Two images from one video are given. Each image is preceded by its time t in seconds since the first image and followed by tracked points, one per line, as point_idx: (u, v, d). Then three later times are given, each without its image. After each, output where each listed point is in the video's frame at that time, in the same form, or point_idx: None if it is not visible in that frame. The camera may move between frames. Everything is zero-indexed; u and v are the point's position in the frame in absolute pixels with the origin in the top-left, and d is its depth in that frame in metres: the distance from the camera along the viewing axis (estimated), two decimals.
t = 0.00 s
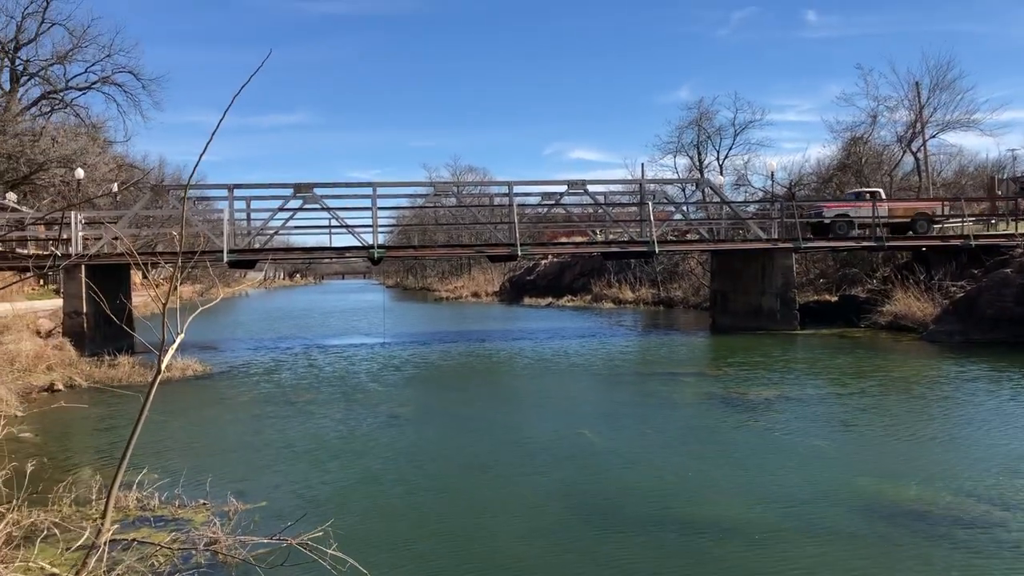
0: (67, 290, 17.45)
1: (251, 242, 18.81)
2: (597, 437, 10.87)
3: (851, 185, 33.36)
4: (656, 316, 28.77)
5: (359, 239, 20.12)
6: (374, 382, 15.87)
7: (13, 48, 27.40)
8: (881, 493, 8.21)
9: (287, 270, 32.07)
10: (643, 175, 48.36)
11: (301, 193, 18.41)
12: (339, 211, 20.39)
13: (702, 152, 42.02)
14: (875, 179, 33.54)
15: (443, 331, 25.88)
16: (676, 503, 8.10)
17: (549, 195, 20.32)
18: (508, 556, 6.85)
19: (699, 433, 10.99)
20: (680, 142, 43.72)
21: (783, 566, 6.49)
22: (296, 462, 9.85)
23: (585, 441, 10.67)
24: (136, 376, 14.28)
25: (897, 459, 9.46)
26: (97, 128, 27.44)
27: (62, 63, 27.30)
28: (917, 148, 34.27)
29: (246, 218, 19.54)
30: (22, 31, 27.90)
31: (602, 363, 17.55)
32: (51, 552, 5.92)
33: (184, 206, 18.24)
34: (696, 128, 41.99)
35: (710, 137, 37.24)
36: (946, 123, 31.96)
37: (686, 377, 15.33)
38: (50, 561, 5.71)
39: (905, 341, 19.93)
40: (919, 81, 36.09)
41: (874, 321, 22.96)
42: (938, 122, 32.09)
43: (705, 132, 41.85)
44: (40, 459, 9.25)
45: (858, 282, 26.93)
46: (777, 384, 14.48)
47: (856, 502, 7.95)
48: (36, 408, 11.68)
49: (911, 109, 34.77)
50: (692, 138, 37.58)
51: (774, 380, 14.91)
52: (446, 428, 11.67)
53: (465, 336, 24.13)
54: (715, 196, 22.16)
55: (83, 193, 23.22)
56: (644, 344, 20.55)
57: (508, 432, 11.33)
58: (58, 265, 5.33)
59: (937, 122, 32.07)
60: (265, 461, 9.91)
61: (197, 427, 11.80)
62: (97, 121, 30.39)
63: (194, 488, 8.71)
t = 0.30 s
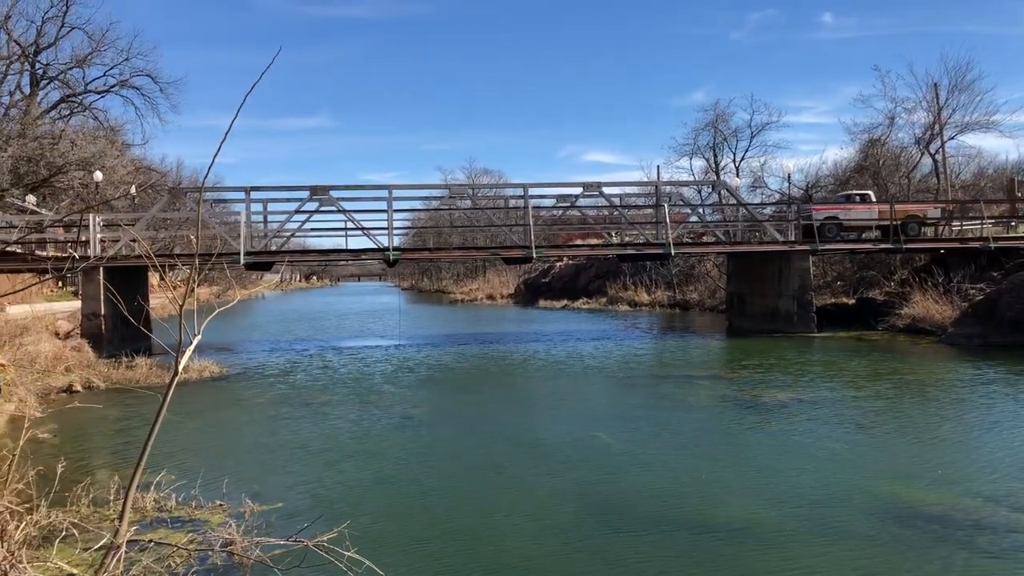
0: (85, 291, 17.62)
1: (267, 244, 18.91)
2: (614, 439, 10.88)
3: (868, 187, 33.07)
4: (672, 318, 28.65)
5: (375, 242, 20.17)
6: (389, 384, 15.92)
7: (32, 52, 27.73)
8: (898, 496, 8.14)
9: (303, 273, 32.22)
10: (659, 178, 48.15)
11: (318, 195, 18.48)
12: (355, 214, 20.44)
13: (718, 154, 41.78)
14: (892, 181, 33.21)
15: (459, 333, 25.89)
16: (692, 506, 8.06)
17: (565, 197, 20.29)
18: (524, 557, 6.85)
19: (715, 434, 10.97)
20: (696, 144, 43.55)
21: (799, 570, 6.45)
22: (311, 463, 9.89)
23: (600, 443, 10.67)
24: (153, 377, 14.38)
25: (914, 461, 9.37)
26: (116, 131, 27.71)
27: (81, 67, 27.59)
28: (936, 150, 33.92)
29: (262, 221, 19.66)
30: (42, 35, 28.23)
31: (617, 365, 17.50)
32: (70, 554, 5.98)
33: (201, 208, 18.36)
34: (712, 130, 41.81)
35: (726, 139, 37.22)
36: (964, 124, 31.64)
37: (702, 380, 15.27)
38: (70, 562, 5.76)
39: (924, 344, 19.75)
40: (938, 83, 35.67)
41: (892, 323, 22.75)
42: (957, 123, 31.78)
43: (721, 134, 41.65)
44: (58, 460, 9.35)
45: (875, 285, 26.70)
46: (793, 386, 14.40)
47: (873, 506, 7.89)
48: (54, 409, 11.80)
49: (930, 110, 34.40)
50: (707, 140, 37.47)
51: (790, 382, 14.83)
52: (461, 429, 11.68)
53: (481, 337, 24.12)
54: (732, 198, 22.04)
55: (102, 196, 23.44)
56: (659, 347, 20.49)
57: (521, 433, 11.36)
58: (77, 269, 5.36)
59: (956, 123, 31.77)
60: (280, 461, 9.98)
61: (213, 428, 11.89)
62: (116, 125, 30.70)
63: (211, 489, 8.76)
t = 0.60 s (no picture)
0: (115, 293, 17.89)
1: (293, 246, 19.06)
2: (636, 439, 10.84)
3: (896, 186, 32.59)
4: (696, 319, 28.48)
5: (400, 244, 20.26)
6: (412, 384, 16.00)
7: (63, 57, 28.22)
8: (927, 499, 7.99)
9: (327, 274, 32.43)
10: (684, 178, 47.84)
11: (343, 198, 18.60)
12: (379, 216, 20.46)
13: (743, 153, 41.40)
14: (921, 180, 32.68)
15: (483, 334, 25.95)
16: (718, 507, 7.98)
17: (589, 198, 20.24)
18: (550, 557, 6.82)
19: (738, 435, 10.89)
20: (720, 144, 43.19)
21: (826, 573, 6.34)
22: (336, 463, 9.94)
23: (623, 443, 10.65)
24: (181, 378, 14.56)
25: (944, 464, 9.19)
26: (144, 134, 28.12)
27: (110, 72, 28.03)
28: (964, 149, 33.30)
29: (288, 223, 19.82)
30: (72, 40, 28.71)
31: (640, 366, 17.43)
32: (101, 554, 6.06)
33: (228, 211, 18.57)
34: (736, 130, 41.47)
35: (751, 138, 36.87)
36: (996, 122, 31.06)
37: (726, 381, 15.15)
38: (101, 560, 5.82)
39: (953, 345, 19.44)
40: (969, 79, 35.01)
41: (920, 324, 22.40)
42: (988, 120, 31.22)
43: (746, 133, 41.27)
44: (87, 460, 9.50)
45: (903, 285, 26.31)
46: (818, 387, 14.24)
47: (902, 508, 7.75)
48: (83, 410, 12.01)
49: (959, 107, 33.79)
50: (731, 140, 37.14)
51: (815, 383, 14.68)
52: (485, 430, 11.67)
53: (504, 338, 24.15)
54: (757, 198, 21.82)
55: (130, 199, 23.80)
56: (683, 348, 20.36)
57: (543, 433, 11.36)
58: (108, 270, 5.39)
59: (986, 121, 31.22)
60: (304, 461, 10.06)
61: (238, 428, 12.02)
62: (145, 128, 31.16)
63: (238, 489, 8.83)
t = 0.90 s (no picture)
0: (141, 296, 18.09)
1: (317, 248, 19.17)
2: (659, 439, 10.77)
3: (923, 183, 32.04)
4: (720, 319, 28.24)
5: (423, 245, 20.29)
6: (435, 385, 16.03)
7: (89, 62, 28.64)
8: (957, 501, 7.80)
9: (351, 276, 32.59)
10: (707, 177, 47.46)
11: (366, 200, 18.67)
12: (401, 217, 20.20)
13: (767, 152, 40.98)
14: (949, 177, 32.11)
15: (505, 334, 25.95)
16: (744, 508, 7.88)
17: (611, 198, 20.14)
18: (576, 558, 6.76)
19: (763, 435, 10.77)
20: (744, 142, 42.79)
21: None
22: (359, 465, 9.96)
23: (645, 443, 10.58)
24: (206, 380, 14.70)
25: (976, 465, 8.97)
26: (169, 138, 28.47)
27: (135, 77, 28.42)
28: (993, 145, 32.65)
29: (311, 225, 19.93)
30: (98, 46, 29.16)
31: (664, 366, 17.32)
32: (128, 554, 6.12)
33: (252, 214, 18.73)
34: (760, 128, 41.06)
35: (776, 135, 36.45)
36: None
37: (750, 381, 14.98)
38: (128, 561, 5.84)
39: (983, 343, 19.08)
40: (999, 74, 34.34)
41: (948, 322, 22.00)
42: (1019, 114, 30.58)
43: (770, 131, 40.85)
44: (115, 461, 9.62)
45: (931, 283, 25.87)
46: (844, 387, 14.03)
47: (931, 510, 7.57)
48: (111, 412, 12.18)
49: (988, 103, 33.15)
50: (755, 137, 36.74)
51: (841, 383, 14.47)
52: (507, 430, 11.63)
53: (527, 339, 24.14)
54: (782, 196, 21.57)
55: (156, 202, 24.09)
56: (707, 348, 20.19)
57: (566, 434, 11.33)
58: (132, 274, 5.40)
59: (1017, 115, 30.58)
60: (328, 462, 10.12)
61: (263, 429, 12.12)
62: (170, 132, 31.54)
63: (263, 490, 8.87)
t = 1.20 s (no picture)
0: (156, 298, 18.23)
1: (330, 250, 19.25)
2: (673, 439, 10.75)
3: (937, 183, 31.79)
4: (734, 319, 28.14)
5: (435, 246, 20.33)
6: (447, 386, 16.07)
7: (104, 66, 28.91)
8: (971, 500, 7.73)
9: (364, 278, 32.70)
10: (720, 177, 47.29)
11: (378, 202, 18.72)
12: (415, 217, 20.33)
13: (779, 151, 40.77)
14: (963, 176, 31.84)
15: (519, 335, 25.95)
16: (754, 507, 7.86)
17: (624, 198, 20.10)
18: (587, 557, 6.78)
19: (776, 435, 10.73)
20: (757, 141, 42.60)
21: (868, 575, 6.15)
22: (372, 465, 10.00)
23: (659, 443, 10.55)
24: (221, 382, 14.78)
25: (989, 464, 8.90)
26: (183, 141, 28.68)
27: (149, 80, 28.68)
28: (1008, 143, 32.37)
29: (325, 227, 20.02)
30: (113, 50, 29.43)
31: (677, 366, 17.27)
32: (144, 555, 6.19)
33: (267, 216, 18.84)
34: (773, 127, 40.89)
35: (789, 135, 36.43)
36: None
37: (764, 381, 14.92)
38: (145, 561, 5.88)
39: (998, 343, 18.91)
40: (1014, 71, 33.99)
41: (963, 322, 21.80)
42: None
43: (783, 131, 40.66)
44: (131, 462, 9.71)
45: (946, 282, 25.68)
46: (858, 387, 13.95)
47: (944, 509, 7.51)
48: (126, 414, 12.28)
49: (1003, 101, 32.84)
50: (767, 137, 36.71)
51: (855, 383, 14.38)
52: (519, 430, 11.64)
53: (540, 339, 24.13)
54: (796, 196, 21.46)
55: (171, 205, 24.27)
56: (719, 348, 20.12)
57: (578, 434, 11.34)
58: (149, 275, 5.41)
59: None
60: (341, 463, 10.15)
61: (277, 430, 12.18)
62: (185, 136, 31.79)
63: (277, 491, 8.91)
